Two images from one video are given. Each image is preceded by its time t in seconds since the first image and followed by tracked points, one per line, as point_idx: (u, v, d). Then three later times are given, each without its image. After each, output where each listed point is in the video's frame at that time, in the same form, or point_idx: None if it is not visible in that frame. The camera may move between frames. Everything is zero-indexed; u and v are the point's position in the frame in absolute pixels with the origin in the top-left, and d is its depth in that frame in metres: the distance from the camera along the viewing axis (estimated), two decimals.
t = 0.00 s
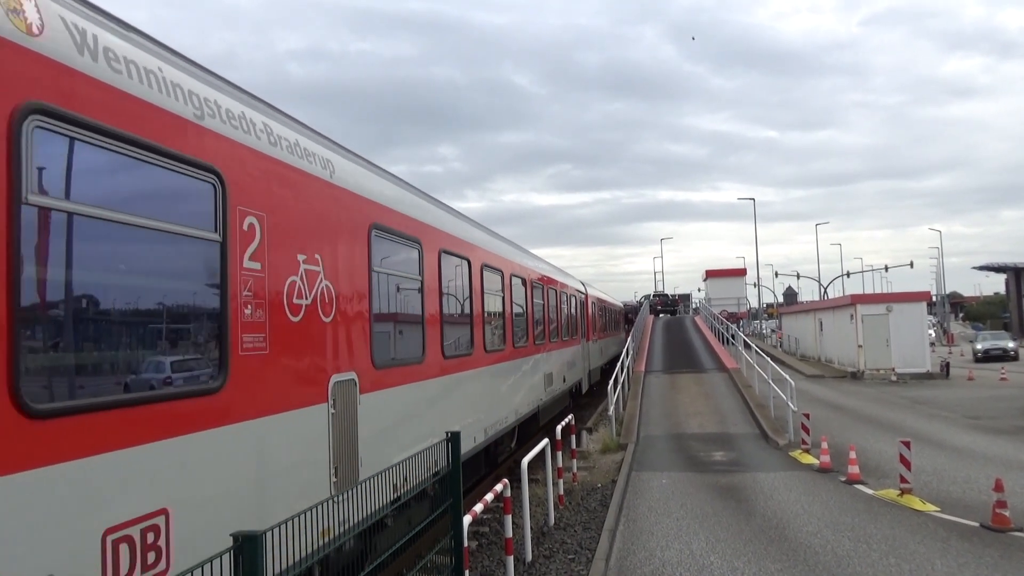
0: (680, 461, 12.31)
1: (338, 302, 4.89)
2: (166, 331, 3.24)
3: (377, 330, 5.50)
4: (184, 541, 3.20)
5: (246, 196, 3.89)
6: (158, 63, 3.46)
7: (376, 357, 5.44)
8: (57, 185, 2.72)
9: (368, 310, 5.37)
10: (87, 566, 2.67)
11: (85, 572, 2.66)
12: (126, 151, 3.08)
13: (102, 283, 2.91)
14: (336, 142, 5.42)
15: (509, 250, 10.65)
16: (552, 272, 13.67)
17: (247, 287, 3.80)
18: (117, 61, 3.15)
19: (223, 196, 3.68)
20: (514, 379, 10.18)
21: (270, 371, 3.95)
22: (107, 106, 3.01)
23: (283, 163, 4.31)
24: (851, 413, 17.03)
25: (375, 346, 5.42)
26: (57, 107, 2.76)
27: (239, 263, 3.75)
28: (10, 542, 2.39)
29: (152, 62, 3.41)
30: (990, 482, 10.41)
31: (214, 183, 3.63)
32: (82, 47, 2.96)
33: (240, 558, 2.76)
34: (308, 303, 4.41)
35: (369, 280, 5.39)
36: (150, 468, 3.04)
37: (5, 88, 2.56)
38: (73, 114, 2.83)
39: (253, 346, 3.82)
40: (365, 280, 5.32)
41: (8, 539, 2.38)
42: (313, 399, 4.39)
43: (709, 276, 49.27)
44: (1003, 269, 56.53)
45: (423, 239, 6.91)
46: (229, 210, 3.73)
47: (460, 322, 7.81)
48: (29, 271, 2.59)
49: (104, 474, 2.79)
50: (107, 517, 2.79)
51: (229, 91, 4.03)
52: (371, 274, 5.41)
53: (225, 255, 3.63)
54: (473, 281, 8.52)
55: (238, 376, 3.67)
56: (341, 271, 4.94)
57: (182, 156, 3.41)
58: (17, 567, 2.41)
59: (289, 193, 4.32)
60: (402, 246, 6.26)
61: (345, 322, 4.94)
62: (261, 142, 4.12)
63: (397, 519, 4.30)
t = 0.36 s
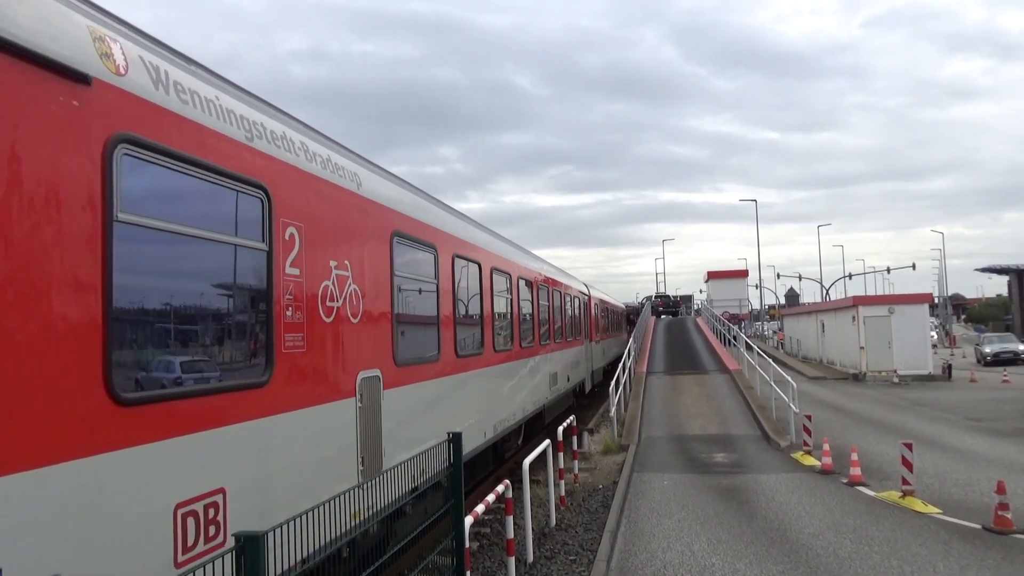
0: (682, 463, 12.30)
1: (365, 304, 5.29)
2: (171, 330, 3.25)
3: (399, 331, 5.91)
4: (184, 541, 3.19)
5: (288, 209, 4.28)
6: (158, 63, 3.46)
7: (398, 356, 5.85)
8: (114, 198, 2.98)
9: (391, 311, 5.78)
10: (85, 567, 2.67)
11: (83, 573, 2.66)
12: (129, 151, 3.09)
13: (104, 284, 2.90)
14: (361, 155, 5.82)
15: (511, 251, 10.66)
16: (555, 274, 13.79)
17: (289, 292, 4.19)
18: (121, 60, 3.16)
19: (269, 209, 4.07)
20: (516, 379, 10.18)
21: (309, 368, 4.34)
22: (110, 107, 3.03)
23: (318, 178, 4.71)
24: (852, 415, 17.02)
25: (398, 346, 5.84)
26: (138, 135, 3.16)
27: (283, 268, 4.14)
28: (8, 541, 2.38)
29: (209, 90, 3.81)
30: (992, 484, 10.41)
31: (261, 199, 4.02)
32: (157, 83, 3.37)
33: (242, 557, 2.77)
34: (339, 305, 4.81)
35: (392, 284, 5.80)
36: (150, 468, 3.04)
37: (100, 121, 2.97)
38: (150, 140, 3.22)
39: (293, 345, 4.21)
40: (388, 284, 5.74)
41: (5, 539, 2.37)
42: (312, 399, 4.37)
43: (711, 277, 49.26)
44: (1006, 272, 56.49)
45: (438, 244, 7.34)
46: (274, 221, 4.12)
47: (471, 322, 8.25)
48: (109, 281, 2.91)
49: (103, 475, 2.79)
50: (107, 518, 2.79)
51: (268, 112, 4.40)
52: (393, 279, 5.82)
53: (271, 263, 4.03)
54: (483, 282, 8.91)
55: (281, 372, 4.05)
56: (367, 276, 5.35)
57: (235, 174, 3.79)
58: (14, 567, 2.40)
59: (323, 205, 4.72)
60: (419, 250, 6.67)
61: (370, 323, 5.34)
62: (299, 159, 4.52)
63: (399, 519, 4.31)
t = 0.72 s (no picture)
0: (682, 464, 12.29)
1: (386, 306, 5.66)
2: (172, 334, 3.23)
3: (416, 332, 6.29)
4: (184, 543, 3.19)
5: (321, 220, 4.64)
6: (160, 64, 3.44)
7: (415, 356, 6.22)
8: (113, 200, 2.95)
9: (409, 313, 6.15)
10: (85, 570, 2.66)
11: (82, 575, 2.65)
12: (132, 154, 3.07)
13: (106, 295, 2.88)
14: (382, 167, 6.21)
15: (512, 252, 10.65)
16: (557, 275, 13.87)
17: (320, 294, 4.54)
18: (124, 61, 3.14)
19: (305, 220, 4.42)
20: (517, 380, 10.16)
21: (338, 365, 4.70)
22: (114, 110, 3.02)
23: (346, 190, 5.08)
24: (853, 416, 17.01)
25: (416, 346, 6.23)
26: (199, 158, 3.50)
27: (315, 274, 4.49)
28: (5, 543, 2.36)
29: (253, 113, 4.16)
30: (993, 485, 10.40)
31: (298, 210, 4.37)
32: (212, 109, 3.72)
33: (242, 558, 2.78)
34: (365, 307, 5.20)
35: (409, 288, 6.18)
36: (150, 469, 3.03)
37: (168, 146, 3.31)
38: (208, 161, 3.56)
39: (325, 344, 4.56)
40: (406, 288, 6.11)
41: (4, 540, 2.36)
42: (310, 401, 4.33)
43: (712, 278, 49.20)
44: (1007, 274, 56.47)
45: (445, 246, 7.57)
46: (308, 230, 4.46)
47: (480, 322, 8.64)
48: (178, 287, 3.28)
49: (102, 476, 2.78)
50: (107, 519, 2.78)
51: (299, 129, 4.76)
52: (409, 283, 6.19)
53: (306, 269, 4.37)
54: (491, 284, 9.28)
55: (314, 368, 4.40)
56: (388, 280, 5.72)
57: (275, 188, 4.13)
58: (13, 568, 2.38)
59: (351, 214, 5.09)
60: (433, 255, 7.05)
61: (391, 324, 5.71)
62: (330, 173, 4.90)
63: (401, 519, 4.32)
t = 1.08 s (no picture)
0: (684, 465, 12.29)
1: (404, 308, 6.04)
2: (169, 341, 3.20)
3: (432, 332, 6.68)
4: (184, 545, 3.19)
5: (348, 229, 5.01)
6: (162, 64, 3.42)
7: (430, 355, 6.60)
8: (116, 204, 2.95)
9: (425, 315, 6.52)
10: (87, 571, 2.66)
11: None
12: (133, 156, 3.07)
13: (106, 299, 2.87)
14: (402, 180, 6.59)
15: (514, 253, 10.66)
16: (558, 276, 13.91)
17: (348, 298, 4.91)
18: (128, 63, 3.12)
19: (334, 230, 4.79)
20: (518, 381, 10.16)
21: (362, 364, 5.07)
22: (113, 114, 3.00)
23: (370, 201, 5.46)
24: (854, 417, 17.03)
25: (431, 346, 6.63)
26: (247, 176, 3.86)
27: (343, 279, 4.86)
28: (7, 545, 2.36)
29: (291, 133, 4.52)
30: (995, 487, 10.41)
31: (328, 221, 4.74)
32: (258, 131, 4.07)
33: (244, 558, 2.79)
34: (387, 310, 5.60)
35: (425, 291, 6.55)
36: (151, 470, 3.04)
37: (222, 166, 3.66)
38: (252, 178, 3.90)
39: (352, 344, 4.94)
40: (422, 291, 6.48)
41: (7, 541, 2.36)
42: (309, 403, 4.31)
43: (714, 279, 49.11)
44: (1008, 274, 56.43)
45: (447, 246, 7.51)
46: (337, 240, 4.83)
47: (489, 323, 8.93)
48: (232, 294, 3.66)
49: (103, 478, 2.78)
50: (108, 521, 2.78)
51: (328, 145, 5.13)
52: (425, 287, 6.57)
53: (336, 275, 4.74)
54: (499, 286, 9.60)
55: (345, 366, 4.78)
56: (406, 284, 6.11)
57: (309, 202, 4.49)
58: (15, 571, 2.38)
59: (374, 223, 5.47)
60: (446, 260, 7.44)
61: (409, 325, 6.08)
62: (356, 186, 5.27)
63: (403, 520, 4.33)
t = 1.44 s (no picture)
0: (685, 467, 12.27)
1: (420, 310, 6.29)
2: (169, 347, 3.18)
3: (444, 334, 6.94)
4: (186, 547, 3.19)
5: (371, 238, 5.29)
6: (168, 68, 3.43)
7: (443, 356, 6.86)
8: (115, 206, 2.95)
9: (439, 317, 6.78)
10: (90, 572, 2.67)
11: None
12: (136, 160, 3.08)
13: (106, 303, 2.88)
14: (414, 186, 6.76)
15: (516, 255, 10.65)
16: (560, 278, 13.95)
17: (370, 303, 5.19)
18: (135, 68, 3.13)
19: (358, 238, 5.06)
20: (520, 383, 10.15)
21: (381, 365, 5.34)
22: (112, 118, 2.97)
23: (390, 211, 5.73)
24: (856, 419, 17.01)
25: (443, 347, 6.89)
26: (284, 191, 4.15)
27: (366, 285, 5.13)
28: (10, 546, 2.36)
29: (319, 149, 4.79)
30: (996, 488, 10.39)
31: (352, 230, 5.01)
32: (292, 150, 4.37)
33: (245, 561, 2.78)
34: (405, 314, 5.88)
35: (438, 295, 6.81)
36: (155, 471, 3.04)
37: (262, 183, 3.96)
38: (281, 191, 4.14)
39: (373, 346, 5.21)
40: (436, 295, 6.73)
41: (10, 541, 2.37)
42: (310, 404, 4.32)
43: (715, 281, 49.00)
44: (1010, 275, 56.32)
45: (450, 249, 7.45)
46: (361, 248, 5.11)
47: (495, 324, 9.09)
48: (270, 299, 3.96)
49: (106, 479, 2.78)
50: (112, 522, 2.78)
51: (352, 159, 5.42)
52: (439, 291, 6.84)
53: (359, 282, 5.01)
54: (506, 289, 9.82)
55: (368, 366, 5.11)
56: (422, 289, 6.38)
57: (335, 213, 4.77)
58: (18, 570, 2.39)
59: (393, 232, 5.75)
60: (457, 263, 7.67)
61: (424, 327, 6.34)
62: (378, 198, 5.55)
63: (404, 522, 4.32)
